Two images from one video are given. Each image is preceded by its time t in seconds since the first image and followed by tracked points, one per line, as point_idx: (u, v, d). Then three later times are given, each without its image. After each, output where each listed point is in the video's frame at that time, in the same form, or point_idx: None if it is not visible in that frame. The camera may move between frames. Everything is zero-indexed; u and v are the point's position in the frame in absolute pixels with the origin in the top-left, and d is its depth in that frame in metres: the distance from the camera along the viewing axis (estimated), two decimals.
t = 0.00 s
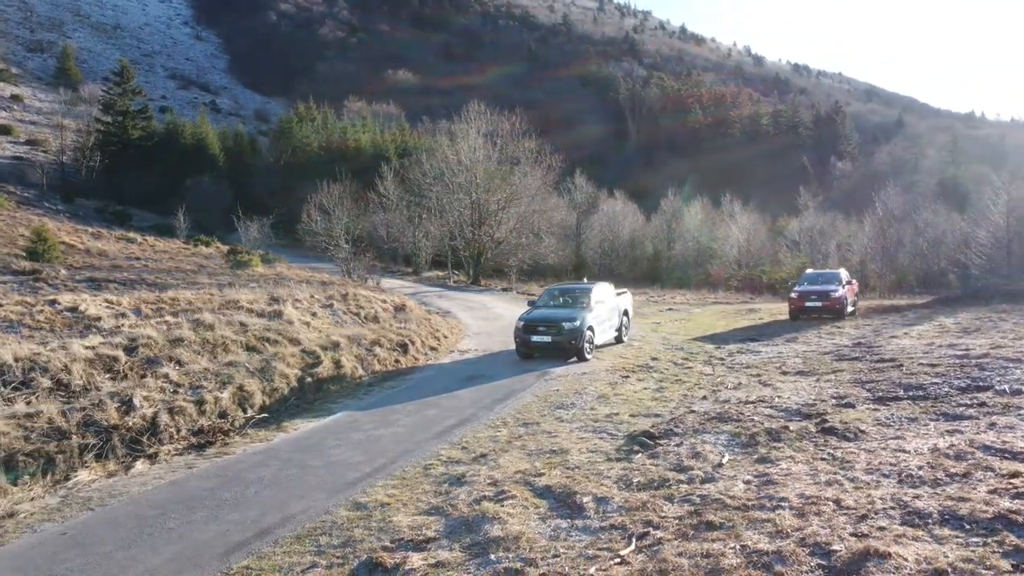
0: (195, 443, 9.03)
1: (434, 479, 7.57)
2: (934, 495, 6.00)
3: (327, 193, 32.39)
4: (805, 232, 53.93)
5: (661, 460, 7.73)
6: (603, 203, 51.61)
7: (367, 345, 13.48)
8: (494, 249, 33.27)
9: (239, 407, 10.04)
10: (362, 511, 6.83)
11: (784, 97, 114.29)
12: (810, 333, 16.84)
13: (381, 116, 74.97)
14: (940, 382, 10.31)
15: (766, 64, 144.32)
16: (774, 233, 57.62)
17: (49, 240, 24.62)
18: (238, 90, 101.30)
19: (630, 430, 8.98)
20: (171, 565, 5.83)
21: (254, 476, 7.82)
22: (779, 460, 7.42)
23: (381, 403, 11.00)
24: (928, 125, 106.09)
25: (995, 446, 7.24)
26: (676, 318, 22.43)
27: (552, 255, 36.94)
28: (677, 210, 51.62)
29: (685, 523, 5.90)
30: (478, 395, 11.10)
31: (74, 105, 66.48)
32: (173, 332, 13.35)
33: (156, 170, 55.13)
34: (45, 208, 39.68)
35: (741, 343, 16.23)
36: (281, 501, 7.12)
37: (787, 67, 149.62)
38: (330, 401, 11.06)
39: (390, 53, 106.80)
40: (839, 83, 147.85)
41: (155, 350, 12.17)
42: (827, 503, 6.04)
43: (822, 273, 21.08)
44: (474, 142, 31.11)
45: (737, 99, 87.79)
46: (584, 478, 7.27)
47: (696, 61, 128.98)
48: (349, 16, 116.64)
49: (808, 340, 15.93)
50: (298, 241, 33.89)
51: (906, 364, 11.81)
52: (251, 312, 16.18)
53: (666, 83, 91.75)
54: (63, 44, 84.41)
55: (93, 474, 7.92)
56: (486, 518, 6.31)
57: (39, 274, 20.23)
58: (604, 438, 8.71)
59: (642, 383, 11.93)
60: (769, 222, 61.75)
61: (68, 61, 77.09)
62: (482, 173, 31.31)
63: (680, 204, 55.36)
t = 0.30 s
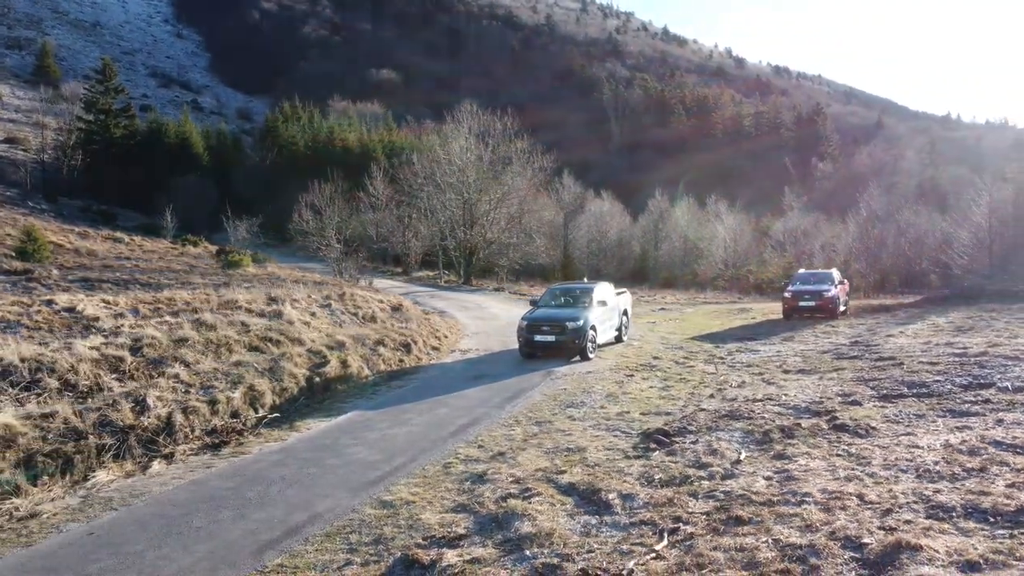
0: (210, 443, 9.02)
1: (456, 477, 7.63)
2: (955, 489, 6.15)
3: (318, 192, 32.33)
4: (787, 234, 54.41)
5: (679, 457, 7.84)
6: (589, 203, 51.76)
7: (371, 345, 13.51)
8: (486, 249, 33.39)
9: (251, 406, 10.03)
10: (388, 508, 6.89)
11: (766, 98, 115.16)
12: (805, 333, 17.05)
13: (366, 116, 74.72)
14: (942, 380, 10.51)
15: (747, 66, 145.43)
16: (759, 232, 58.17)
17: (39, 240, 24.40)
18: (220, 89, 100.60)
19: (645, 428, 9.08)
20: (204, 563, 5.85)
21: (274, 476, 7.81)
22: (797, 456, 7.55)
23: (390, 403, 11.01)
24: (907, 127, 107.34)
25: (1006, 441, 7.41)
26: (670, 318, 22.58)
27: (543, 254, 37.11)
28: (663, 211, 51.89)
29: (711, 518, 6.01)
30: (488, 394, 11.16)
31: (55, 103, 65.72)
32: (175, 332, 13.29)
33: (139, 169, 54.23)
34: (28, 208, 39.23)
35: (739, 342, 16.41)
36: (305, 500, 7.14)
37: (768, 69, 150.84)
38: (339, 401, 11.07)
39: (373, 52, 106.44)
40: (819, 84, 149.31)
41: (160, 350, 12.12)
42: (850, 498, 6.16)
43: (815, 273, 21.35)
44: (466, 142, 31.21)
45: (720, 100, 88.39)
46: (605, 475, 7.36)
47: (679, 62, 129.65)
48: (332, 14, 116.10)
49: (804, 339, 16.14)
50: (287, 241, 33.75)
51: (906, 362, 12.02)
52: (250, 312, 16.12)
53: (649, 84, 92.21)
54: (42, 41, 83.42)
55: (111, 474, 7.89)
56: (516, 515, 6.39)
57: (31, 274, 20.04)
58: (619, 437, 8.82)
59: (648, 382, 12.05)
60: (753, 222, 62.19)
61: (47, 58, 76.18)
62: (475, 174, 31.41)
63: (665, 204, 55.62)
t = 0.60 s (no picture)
0: (225, 442, 9.02)
1: (476, 476, 7.69)
2: (976, 484, 6.30)
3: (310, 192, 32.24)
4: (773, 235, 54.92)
5: (695, 454, 7.94)
6: (577, 204, 51.83)
7: (374, 344, 13.54)
8: (477, 248, 33.43)
9: (263, 406, 10.05)
10: (415, 506, 6.94)
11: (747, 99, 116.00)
12: (801, 332, 17.25)
13: (351, 115, 74.37)
14: (944, 377, 10.73)
15: (728, 67, 146.41)
16: (744, 232, 58.55)
17: (29, 239, 24.17)
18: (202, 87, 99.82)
19: (657, 425, 9.20)
20: (238, 562, 5.86)
21: (295, 476, 7.83)
22: (813, 452, 7.68)
23: (401, 402, 11.02)
24: (885, 128, 108.53)
25: (1015, 436, 7.60)
26: (663, 317, 22.75)
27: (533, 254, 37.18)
28: (650, 211, 51.97)
29: (741, 513, 6.10)
30: (496, 394, 11.23)
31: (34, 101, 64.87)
32: (178, 332, 13.23)
33: (122, 167, 53.75)
34: (12, 207, 38.75)
35: (736, 340, 16.60)
36: (331, 498, 7.18)
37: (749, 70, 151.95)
38: (348, 400, 11.08)
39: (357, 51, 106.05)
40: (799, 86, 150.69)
41: (165, 350, 12.08)
42: (872, 494, 6.29)
43: (807, 272, 21.61)
44: (458, 142, 31.25)
45: (702, 101, 88.97)
46: (625, 472, 7.47)
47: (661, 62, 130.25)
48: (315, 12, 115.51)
49: (800, 338, 16.37)
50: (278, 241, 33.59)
51: (906, 360, 12.22)
52: (250, 311, 16.08)
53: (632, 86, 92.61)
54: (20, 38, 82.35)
55: (130, 474, 7.87)
56: (544, 512, 6.46)
57: (23, 274, 19.83)
58: (633, 434, 8.92)
59: (653, 380, 12.18)
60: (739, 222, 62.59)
61: (26, 55, 75.23)
62: (467, 174, 31.46)
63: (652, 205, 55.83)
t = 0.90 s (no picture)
0: (240, 442, 9.02)
1: (498, 473, 7.75)
2: (995, 479, 6.44)
3: (301, 192, 32.12)
4: (758, 236, 55.29)
5: (713, 451, 8.04)
6: (564, 203, 51.92)
7: (379, 343, 13.55)
8: (469, 249, 33.53)
9: (274, 406, 10.05)
10: (440, 503, 7.00)
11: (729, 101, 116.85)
12: (797, 331, 17.42)
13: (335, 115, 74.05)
14: (946, 375, 10.92)
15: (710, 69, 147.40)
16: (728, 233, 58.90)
17: (19, 239, 23.90)
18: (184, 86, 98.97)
19: (671, 424, 9.30)
20: (272, 560, 5.89)
21: (315, 475, 7.84)
22: (829, 449, 7.80)
23: (410, 401, 11.02)
24: (865, 130, 109.62)
25: None
26: (658, 317, 22.89)
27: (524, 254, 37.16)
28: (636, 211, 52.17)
29: (767, 509, 6.21)
30: (505, 393, 11.27)
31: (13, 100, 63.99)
32: (181, 332, 13.17)
33: (104, 166, 53.14)
34: None
35: (734, 339, 16.77)
36: (356, 497, 7.21)
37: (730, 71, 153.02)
38: (358, 400, 11.07)
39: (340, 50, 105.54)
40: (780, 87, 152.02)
41: (170, 350, 12.02)
42: (894, 489, 6.42)
43: (798, 273, 21.86)
44: (449, 143, 31.25)
45: (684, 103, 89.41)
46: (645, 468, 7.57)
47: (644, 64, 130.77)
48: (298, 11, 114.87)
49: (797, 337, 16.57)
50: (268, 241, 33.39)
51: (907, 359, 12.40)
52: (250, 311, 16.02)
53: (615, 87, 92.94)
54: None
55: (149, 474, 7.86)
56: (572, 509, 6.54)
57: (15, 274, 19.60)
58: (647, 432, 9.00)
59: (658, 379, 12.29)
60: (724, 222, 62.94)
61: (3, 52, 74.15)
62: (457, 174, 31.48)
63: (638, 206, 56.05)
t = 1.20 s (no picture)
0: (255, 442, 9.02)
1: (519, 472, 7.80)
2: (1013, 474, 6.59)
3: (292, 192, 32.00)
4: (744, 236, 55.54)
5: (731, 450, 8.13)
6: (551, 204, 51.97)
7: (383, 343, 13.56)
8: (459, 250, 33.87)
9: (287, 406, 10.04)
10: (466, 501, 7.05)
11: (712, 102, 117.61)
12: (794, 330, 17.64)
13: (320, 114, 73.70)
14: (949, 373, 11.11)
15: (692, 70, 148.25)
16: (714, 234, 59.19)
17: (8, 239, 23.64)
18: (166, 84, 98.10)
19: (685, 422, 9.40)
20: (307, 559, 5.91)
21: (337, 474, 7.85)
22: (846, 446, 7.92)
23: (420, 402, 11.03)
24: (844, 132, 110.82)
25: None
26: (653, 316, 23.02)
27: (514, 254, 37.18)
28: (622, 212, 52.33)
29: (793, 505, 6.32)
30: (514, 393, 11.31)
31: None
32: (185, 332, 13.11)
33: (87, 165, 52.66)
34: None
35: (732, 339, 16.95)
36: (381, 496, 7.23)
37: (711, 73, 154.07)
38: (368, 400, 11.08)
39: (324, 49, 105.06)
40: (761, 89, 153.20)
41: (176, 351, 11.95)
42: (916, 484, 6.55)
43: (792, 273, 22.08)
44: (440, 143, 31.26)
45: (667, 104, 89.83)
46: (665, 466, 7.66)
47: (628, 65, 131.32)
48: (280, 9, 114.16)
49: (794, 336, 16.78)
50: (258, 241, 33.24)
51: (908, 357, 12.60)
52: (250, 311, 15.97)
53: (599, 88, 93.23)
54: None
55: (169, 475, 7.85)
56: (600, 506, 6.61)
57: (7, 274, 19.39)
58: (661, 431, 9.09)
59: (664, 378, 12.40)
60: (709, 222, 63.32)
61: None
62: (446, 175, 31.64)
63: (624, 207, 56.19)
